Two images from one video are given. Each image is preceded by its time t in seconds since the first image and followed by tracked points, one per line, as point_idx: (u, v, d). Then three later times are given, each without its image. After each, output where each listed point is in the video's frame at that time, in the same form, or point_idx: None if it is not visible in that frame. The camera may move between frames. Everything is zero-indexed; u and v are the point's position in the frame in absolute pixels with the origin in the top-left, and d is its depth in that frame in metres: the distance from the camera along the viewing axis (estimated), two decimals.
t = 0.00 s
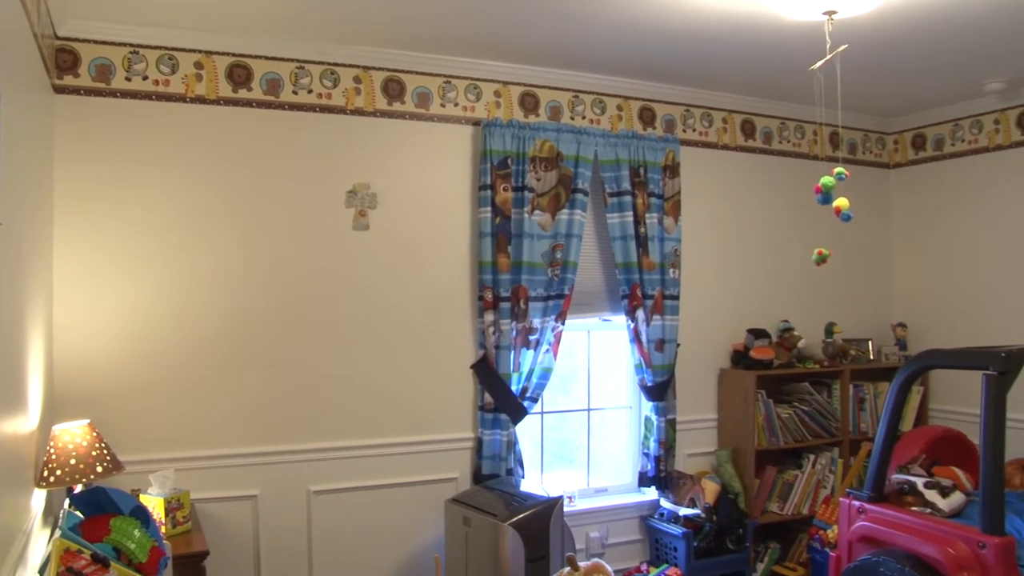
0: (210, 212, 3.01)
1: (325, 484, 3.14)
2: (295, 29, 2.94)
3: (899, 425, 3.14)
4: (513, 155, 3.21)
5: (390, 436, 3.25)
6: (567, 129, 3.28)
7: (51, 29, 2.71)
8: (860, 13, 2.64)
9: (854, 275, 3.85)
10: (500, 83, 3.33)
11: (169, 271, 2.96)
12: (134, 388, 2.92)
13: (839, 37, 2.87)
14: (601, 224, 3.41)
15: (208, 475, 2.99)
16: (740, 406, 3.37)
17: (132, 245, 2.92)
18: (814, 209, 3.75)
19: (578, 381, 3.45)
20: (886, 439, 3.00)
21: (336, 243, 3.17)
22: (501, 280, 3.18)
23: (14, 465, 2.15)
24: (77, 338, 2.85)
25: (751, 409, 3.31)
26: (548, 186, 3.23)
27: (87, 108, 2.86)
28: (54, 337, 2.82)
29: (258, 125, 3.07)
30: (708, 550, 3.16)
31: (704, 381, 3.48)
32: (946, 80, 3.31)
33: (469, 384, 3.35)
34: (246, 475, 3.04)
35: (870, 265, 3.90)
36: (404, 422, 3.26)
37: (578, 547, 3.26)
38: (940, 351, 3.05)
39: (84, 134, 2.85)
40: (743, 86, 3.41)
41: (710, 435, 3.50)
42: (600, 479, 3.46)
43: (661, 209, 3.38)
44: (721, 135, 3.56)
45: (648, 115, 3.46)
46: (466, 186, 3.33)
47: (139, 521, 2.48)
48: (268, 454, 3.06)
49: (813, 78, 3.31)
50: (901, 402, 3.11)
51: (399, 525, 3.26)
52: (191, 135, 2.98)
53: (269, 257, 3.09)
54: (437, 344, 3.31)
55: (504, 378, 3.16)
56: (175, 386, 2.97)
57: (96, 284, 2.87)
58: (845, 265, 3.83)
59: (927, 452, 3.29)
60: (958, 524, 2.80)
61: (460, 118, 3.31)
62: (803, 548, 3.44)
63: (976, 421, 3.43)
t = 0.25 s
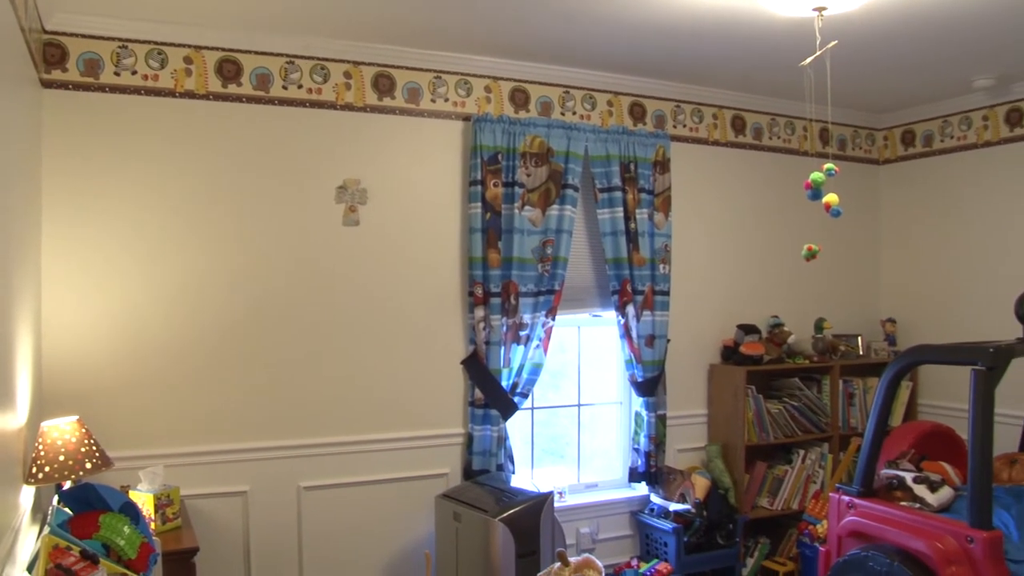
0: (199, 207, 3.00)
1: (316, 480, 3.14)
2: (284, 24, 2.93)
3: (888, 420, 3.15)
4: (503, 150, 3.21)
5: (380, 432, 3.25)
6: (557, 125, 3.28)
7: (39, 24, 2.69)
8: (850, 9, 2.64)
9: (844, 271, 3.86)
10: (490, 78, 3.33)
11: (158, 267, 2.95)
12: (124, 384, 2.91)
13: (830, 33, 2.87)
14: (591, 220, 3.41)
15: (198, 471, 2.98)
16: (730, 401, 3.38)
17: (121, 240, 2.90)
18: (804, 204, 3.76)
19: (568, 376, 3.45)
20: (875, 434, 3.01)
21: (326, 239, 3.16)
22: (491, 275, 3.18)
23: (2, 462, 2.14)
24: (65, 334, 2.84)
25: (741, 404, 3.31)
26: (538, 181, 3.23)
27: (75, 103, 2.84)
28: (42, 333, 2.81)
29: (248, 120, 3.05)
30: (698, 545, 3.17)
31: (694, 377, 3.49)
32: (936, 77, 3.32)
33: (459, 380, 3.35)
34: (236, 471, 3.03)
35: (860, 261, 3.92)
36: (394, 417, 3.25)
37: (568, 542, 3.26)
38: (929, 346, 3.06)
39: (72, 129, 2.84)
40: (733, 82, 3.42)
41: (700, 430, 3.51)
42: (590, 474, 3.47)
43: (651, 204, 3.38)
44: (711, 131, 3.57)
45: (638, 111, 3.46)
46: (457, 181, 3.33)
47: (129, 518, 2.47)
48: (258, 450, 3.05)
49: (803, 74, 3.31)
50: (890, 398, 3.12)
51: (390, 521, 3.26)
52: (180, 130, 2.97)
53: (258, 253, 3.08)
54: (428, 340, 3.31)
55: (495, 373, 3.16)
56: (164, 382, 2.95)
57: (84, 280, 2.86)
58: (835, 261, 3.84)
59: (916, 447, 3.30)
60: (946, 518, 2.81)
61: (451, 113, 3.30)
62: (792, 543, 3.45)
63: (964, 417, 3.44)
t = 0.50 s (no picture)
0: (189, 203, 2.99)
1: (306, 476, 3.14)
2: (275, 19, 2.91)
3: (878, 416, 3.16)
4: (494, 146, 3.20)
5: (371, 428, 3.25)
6: (548, 120, 3.28)
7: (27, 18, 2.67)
8: (841, 6, 2.64)
9: (834, 267, 3.88)
10: (482, 74, 3.32)
11: (148, 263, 2.93)
12: (113, 380, 2.89)
13: (820, 29, 2.87)
14: (583, 215, 3.41)
15: (189, 468, 2.97)
16: (721, 397, 3.39)
17: (111, 236, 2.89)
18: (795, 201, 3.77)
19: (559, 372, 3.45)
20: (865, 429, 3.02)
21: (317, 234, 3.15)
22: (482, 271, 3.18)
23: None
24: (54, 330, 2.82)
25: (732, 400, 3.32)
26: (529, 177, 3.23)
27: (64, 98, 2.82)
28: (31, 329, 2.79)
29: (238, 115, 3.04)
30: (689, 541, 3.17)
31: (685, 372, 3.50)
32: (927, 73, 3.32)
33: (450, 376, 3.35)
34: (227, 468, 3.02)
35: (851, 257, 3.93)
36: (385, 414, 3.25)
37: (560, 538, 3.27)
38: (919, 342, 3.07)
39: (61, 124, 2.82)
40: (724, 78, 3.42)
41: (691, 426, 3.52)
42: (582, 470, 3.47)
43: (642, 200, 3.38)
44: (702, 127, 3.57)
45: (629, 107, 3.46)
46: (448, 177, 3.32)
47: (119, 515, 2.45)
48: (248, 446, 3.05)
49: (794, 70, 3.31)
50: (880, 393, 3.13)
51: (382, 516, 3.26)
52: (170, 125, 2.95)
53: (248, 248, 3.07)
54: (419, 336, 3.31)
55: (486, 369, 3.16)
56: (155, 378, 2.94)
57: (74, 276, 2.84)
58: (826, 257, 3.85)
59: (905, 443, 3.31)
60: (935, 513, 2.83)
61: (442, 109, 3.30)
62: (783, 538, 3.46)
63: (954, 412, 3.46)
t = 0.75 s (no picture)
0: (176, 197, 2.97)
1: (295, 471, 3.13)
2: (263, 13, 2.90)
3: (865, 410, 3.17)
4: (484, 141, 3.20)
5: (360, 423, 3.24)
6: (537, 115, 3.27)
7: (11, 10, 2.64)
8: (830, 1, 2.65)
9: (823, 262, 3.89)
10: (471, 68, 3.31)
11: (135, 258, 2.92)
12: (100, 376, 2.88)
13: (809, 24, 2.88)
14: (572, 210, 3.41)
15: (177, 464, 2.96)
16: (709, 391, 3.40)
17: (98, 231, 2.87)
18: (783, 196, 3.78)
19: (548, 367, 3.46)
20: (853, 423, 3.04)
21: (305, 229, 3.14)
22: (471, 266, 3.18)
23: None
24: (40, 325, 2.81)
25: (721, 394, 3.33)
26: (518, 172, 3.23)
27: (49, 92, 2.80)
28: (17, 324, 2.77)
29: (226, 109, 3.02)
30: (677, 535, 3.18)
31: (674, 367, 3.50)
32: (915, 69, 3.33)
33: (439, 371, 3.34)
34: (215, 463, 3.01)
35: (839, 252, 3.94)
36: (374, 409, 3.25)
37: (549, 532, 3.27)
38: (906, 337, 3.08)
39: (47, 118, 2.80)
40: (713, 73, 3.42)
41: (680, 421, 3.52)
42: (571, 465, 3.48)
43: (631, 195, 3.38)
44: (691, 122, 3.57)
45: (618, 102, 3.46)
46: (436, 171, 3.32)
47: (108, 510, 2.41)
48: (237, 442, 3.04)
49: (782, 65, 3.32)
50: (867, 388, 3.14)
51: (371, 512, 3.25)
52: (157, 119, 2.93)
53: (236, 243, 3.05)
54: (408, 331, 3.30)
55: (475, 364, 3.16)
56: (142, 373, 2.93)
57: (60, 271, 2.83)
58: (814, 252, 3.86)
59: (893, 437, 3.33)
60: (921, 506, 2.85)
61: (431, 103, 3.29)
62: (771, 531, 3.48)
63: (940, 406, 3.48)
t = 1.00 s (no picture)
0: (163, 191, 2.95)
1: (283, 466, 3.12)
2: (249, 5, 2.88)
3: (852, 403, 3.19)
4: (472, 135, 3.19)
5: (348, 417, 3.24)
6: (526, 109, 3.27)
7: None
8: None
9: (810, 257, 3.90)
10: (458, 62, 3.30)
11: (121, 252, 2.90)
12: (86, 370, 2.86)
13: (797, 19, 2.88)
14: (560, 204, 3.41)
15: (164, 458, 2.95)
16: (697, 385, 3.41)
17: (83, 225, 2.85)
18: (771, 190, 3.79)
19: (536, 361, 3.46)
20: (840, 417, 3.04)
21: (292, 223, 3.13)
22: (459, 260, 3.18)
23: None
24: (25, 319, 2.79)
25: (709, 388, 3.34)
26: (506, 166, 3.22)
27: (34, 84, 2.78)
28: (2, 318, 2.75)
29: (212, 103, 3.01)
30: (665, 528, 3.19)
31: (662, 361, 3.51)
32: (902, 64, 3.34)
33: (427, 365, 3.34)
34: (202, 458, 3.00)
35: (827, 247, 3.96)
36: (362, 403, 3.24)
37: (537, 526, 3.27)
38: (893, 331, 3.09)
39: (31, 111, 2.78)
40: (701, 67, 3.43)
41: (668, 415, 3.53)
42: (559, 459, 3.48)
43: (619, 189, 3.39)
44: (679, 116, 3.58)
45: (607, 96, 3.46)
46: (424, 165, 3.31)
47: (94, 507, 2.38)
48: (225, 436, 3.03)
49: (770, 60, 3.32)
50: (854, 381, 3.16)
51: (359, 506, 3.25)
52: (143, 113, 2.91)
53: (223, 237, 3.04)
54: (396, 325, 3.30)
55: (463, 358, 3.16)
56: (128, 368, 2.91)
57: (45, 264, 2.81)
58: (802, 247, 3.87)
59: (879, 430, 3.34)
60: (907, 499, 2.86)
61: (419, 97, 3.28)
62: (758, 525, 3.49)
63: (926, 400, 3.50)
